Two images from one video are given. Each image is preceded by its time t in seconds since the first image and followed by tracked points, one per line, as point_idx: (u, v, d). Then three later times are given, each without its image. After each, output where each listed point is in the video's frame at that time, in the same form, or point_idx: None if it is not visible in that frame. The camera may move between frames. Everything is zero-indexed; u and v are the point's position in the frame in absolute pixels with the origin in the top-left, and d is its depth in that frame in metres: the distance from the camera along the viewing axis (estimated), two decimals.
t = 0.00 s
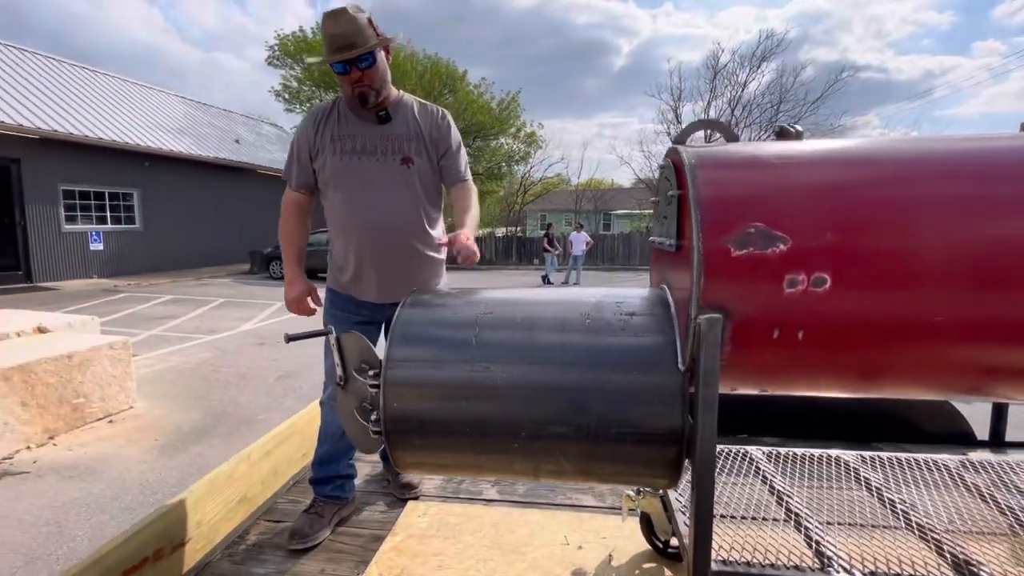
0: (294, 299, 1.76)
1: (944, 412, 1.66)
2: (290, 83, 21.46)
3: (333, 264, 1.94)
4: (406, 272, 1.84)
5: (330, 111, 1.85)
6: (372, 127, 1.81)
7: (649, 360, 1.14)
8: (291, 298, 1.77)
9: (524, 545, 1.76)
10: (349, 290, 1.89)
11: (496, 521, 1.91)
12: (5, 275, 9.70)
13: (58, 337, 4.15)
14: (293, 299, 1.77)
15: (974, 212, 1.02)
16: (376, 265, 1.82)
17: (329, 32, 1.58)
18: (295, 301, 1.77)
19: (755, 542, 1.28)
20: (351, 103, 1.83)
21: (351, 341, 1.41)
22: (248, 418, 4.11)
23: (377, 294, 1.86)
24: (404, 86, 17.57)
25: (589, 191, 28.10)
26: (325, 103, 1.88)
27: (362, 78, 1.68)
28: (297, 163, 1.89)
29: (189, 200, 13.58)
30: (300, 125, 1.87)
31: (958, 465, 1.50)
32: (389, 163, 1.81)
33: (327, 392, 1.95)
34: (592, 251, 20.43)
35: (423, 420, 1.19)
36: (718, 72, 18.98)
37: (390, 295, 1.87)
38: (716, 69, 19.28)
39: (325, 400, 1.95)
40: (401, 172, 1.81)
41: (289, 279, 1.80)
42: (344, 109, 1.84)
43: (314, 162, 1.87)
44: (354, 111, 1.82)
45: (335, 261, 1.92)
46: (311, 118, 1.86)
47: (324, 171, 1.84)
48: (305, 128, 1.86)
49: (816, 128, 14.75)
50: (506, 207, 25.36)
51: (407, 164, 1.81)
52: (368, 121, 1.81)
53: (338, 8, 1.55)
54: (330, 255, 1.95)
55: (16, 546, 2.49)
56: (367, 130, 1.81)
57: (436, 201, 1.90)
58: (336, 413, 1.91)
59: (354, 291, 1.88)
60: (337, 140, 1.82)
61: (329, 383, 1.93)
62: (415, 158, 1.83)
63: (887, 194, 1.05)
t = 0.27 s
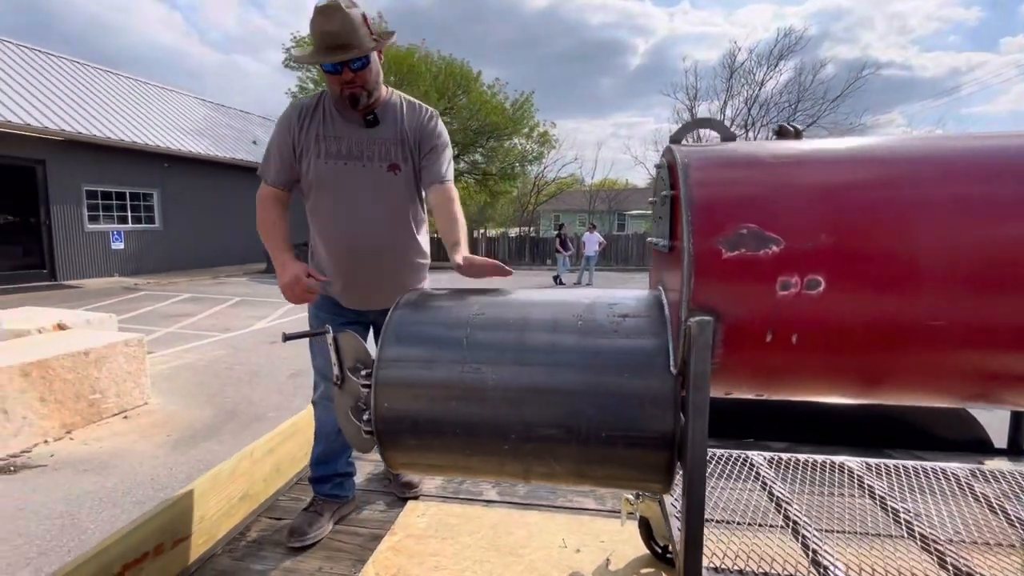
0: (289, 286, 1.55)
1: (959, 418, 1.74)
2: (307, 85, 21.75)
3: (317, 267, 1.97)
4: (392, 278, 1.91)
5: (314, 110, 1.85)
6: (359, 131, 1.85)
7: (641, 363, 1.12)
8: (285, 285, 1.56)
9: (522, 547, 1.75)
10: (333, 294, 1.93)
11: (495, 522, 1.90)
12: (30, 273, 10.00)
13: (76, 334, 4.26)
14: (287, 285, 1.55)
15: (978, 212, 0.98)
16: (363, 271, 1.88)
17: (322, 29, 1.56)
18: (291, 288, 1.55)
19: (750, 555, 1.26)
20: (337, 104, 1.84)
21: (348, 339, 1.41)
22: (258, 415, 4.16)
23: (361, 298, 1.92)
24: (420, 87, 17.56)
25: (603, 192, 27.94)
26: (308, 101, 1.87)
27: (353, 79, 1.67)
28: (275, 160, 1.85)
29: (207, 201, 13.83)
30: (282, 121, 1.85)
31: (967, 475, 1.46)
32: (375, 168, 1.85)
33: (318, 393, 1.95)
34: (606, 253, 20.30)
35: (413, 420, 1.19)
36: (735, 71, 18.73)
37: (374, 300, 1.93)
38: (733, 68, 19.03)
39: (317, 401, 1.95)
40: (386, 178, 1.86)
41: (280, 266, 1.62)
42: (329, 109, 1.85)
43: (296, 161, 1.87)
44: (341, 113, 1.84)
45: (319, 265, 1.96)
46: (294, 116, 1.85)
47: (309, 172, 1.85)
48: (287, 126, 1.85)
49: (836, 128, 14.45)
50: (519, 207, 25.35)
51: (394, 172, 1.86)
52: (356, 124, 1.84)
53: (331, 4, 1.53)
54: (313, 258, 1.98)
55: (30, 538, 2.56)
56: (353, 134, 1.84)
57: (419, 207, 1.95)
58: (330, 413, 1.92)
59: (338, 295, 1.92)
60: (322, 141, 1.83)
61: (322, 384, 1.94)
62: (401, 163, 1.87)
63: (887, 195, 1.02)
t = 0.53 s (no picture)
0: (315, 280, 1.41)
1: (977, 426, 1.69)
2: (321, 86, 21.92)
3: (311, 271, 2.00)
4: (386, 283, 1.98)
5: (306, 115, 1.83)
6: (355, 136, 1.85)
7: (638, 364, 1.10)
8: (309, 280, 1.42)
9: (522, 548, 1.74)
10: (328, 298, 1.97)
11: (496, 523, 1.89)
12: (51, 271, 10.24)
13: (92, 330, 4.34)
14: (313, 279, 1.41)
15: (989, 211, 0.95)
16: (359, 277, 1.94)
17: (325, 35, 1.51)
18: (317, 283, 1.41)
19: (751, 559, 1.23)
20: (331, 109, 1.83)
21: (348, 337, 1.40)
22: (267, 413, 4.20)
23: (357, 302, 1.97)
24: (433, 85, 17.39)
25: (615, 191, 27.78)
26: (298, 104, 1.84)
27: (354, 88, 1.68)
28: (264, 162, 1.77)
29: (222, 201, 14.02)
30: (270, 124, 1.81)
31: (980, 483, 1.42)
32: (372, 174, 1.88)
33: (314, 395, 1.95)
34: (617, 253, 20.18)
35: (408, 419, 1.18)
36: (750, 69, 18.47)
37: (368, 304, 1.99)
38: (748, 66, 18.78)
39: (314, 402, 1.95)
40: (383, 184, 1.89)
41: (296, 263, 1.47)
42: (323, 115, 1.84)
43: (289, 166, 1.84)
44: (336, 119, 1.84)
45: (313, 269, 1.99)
46: (284, 120, 1.81)
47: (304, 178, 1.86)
48: (277, 129, 1.81)
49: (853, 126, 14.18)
50: (531, 207, 25.31)
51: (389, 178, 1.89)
52: (352, 130, 1.85)
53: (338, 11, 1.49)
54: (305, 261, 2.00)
55: (43, 530, 2.61)
56: (350, 140, 1.85)
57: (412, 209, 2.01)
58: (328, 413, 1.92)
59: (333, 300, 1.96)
60: (318, 149, 1.83)
61: (317, 385, 1.94)
62: (397, 169, 1.90)
63: (892, 193, 0.98)
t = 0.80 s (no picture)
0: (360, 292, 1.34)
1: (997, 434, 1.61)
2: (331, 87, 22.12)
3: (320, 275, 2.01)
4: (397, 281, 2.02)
5: (311, 123, 1.80)
6: (365, 140, 1.84)
7: (640, 365, 1.09)
8: (352, 291, 1.35)
9: (525, 550, 1.73)
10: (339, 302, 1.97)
11: (499, 524, 1.88)
12: (67, 270, 10.43)
13: (105, 329, 4.40)
14: (357, 290, 1.35)
15: (1003, 211, 0.92)
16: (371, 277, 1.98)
17: (339, 40, 1.49)
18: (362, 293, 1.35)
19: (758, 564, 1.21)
20: (337, 115, 1.80)
21: (349, 337, 1.40)
22: (276, 411, 4.23)
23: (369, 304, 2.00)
24: (441, 86, 17.63)
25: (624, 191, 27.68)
26: (299, 112, 1.79)
27: (365, 95, 1.67)
28: (275, 178, 1.70)
29: (234, 201, 14.17)
30: (274, 136, 1.74)
31: (995, 489, 1.38)
32: (384, 177, 1.90)
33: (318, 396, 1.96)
34: (626, 253, 20.10)
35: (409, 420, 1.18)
36: (761, 68, 18.32)
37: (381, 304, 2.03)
38: (759, 65, 18.63)
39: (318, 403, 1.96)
40: (394, 184, 1.92)
41: (333, 277, 1.38)
42: (329, 121, 1.81)
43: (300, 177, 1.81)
44: (342, 124, 1.81)
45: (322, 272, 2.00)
46: (289, 129, 1.76)
47: (316, 187, 1.85)
48: (282, 140, 1.75)
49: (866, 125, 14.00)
50: (540, 207, 25.30)
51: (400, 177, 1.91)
52: (361, 134, 1.84)
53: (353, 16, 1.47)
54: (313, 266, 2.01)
55: (55, 526, 2.65)
56: (362, 146, 1.84)
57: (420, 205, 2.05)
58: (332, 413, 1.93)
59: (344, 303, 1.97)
60: (329, 157, 1.82)
61: (321, 386, 1.95)
62: (407, 167, 1.92)
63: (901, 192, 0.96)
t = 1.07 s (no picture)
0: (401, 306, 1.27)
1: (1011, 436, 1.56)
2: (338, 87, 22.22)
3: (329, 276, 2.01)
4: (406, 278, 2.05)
5: (323, 126, 1.73)
6: (377, 141, 1.83)
7: (644, 364, 1.08)
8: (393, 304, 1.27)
9: (530, 550, 1.72)
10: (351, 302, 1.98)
11: (504, 525, 1.87)
12: (77, 270, 10.53)
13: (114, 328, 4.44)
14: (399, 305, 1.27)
15: (1016, 210, 0.90)
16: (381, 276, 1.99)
17: (349, 38, 1.48)
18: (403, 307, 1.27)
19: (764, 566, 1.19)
20: (347, 117, 1.76)
21: (353, 335, 1.40)
22: (282, 411, 4.25)
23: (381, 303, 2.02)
24: (447, 86, 17.69)
25: (631, 191, 27.60)
26: (308, 114, 1.71)
27: (374, 96, 1.63)
28: (297, 188, 1.60)
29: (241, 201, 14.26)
30: (288, 142, 1.65)
31: (1009, 492, 1.35)
32: (396, 177, 1.91)
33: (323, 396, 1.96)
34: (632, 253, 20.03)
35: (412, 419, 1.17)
36: (769, 66, 18.19)
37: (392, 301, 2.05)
38: (766, 64, 18.50)
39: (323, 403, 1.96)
40: (404, 182, 1.93)
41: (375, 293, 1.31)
42: (339, 124, 1.76)
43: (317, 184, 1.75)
44: (353, 126, 1.78)
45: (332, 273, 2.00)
46: (302, 134, 1.67)
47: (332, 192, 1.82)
48: (296, 146, 1.65)
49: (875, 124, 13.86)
50: (545, 207, 25.27)
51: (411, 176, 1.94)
52: (371, 135, 1.82)
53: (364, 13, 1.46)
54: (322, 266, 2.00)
55: (64, 523, 2.67)
56: (375, 148, 1.83)
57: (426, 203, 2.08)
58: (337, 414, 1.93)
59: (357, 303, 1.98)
60: (344, 162, 1.79)
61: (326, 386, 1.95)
62: (416, 166, 1.94)
63: (910, 188, 0.94)
